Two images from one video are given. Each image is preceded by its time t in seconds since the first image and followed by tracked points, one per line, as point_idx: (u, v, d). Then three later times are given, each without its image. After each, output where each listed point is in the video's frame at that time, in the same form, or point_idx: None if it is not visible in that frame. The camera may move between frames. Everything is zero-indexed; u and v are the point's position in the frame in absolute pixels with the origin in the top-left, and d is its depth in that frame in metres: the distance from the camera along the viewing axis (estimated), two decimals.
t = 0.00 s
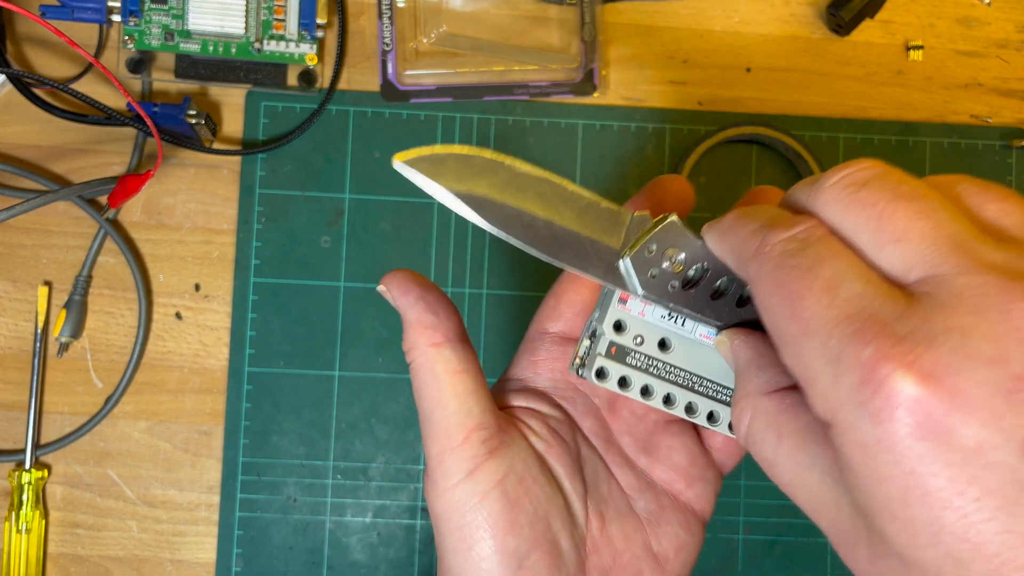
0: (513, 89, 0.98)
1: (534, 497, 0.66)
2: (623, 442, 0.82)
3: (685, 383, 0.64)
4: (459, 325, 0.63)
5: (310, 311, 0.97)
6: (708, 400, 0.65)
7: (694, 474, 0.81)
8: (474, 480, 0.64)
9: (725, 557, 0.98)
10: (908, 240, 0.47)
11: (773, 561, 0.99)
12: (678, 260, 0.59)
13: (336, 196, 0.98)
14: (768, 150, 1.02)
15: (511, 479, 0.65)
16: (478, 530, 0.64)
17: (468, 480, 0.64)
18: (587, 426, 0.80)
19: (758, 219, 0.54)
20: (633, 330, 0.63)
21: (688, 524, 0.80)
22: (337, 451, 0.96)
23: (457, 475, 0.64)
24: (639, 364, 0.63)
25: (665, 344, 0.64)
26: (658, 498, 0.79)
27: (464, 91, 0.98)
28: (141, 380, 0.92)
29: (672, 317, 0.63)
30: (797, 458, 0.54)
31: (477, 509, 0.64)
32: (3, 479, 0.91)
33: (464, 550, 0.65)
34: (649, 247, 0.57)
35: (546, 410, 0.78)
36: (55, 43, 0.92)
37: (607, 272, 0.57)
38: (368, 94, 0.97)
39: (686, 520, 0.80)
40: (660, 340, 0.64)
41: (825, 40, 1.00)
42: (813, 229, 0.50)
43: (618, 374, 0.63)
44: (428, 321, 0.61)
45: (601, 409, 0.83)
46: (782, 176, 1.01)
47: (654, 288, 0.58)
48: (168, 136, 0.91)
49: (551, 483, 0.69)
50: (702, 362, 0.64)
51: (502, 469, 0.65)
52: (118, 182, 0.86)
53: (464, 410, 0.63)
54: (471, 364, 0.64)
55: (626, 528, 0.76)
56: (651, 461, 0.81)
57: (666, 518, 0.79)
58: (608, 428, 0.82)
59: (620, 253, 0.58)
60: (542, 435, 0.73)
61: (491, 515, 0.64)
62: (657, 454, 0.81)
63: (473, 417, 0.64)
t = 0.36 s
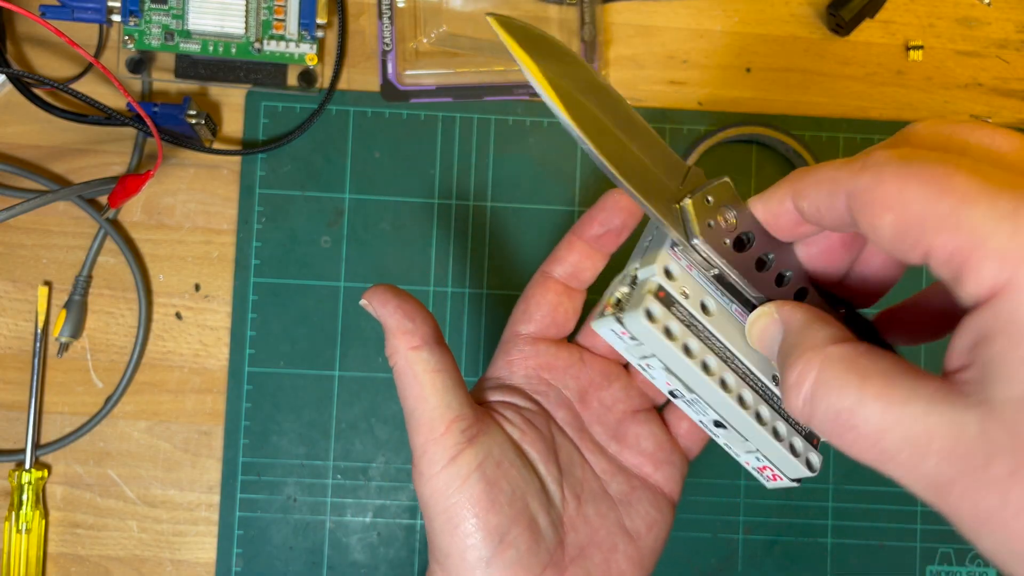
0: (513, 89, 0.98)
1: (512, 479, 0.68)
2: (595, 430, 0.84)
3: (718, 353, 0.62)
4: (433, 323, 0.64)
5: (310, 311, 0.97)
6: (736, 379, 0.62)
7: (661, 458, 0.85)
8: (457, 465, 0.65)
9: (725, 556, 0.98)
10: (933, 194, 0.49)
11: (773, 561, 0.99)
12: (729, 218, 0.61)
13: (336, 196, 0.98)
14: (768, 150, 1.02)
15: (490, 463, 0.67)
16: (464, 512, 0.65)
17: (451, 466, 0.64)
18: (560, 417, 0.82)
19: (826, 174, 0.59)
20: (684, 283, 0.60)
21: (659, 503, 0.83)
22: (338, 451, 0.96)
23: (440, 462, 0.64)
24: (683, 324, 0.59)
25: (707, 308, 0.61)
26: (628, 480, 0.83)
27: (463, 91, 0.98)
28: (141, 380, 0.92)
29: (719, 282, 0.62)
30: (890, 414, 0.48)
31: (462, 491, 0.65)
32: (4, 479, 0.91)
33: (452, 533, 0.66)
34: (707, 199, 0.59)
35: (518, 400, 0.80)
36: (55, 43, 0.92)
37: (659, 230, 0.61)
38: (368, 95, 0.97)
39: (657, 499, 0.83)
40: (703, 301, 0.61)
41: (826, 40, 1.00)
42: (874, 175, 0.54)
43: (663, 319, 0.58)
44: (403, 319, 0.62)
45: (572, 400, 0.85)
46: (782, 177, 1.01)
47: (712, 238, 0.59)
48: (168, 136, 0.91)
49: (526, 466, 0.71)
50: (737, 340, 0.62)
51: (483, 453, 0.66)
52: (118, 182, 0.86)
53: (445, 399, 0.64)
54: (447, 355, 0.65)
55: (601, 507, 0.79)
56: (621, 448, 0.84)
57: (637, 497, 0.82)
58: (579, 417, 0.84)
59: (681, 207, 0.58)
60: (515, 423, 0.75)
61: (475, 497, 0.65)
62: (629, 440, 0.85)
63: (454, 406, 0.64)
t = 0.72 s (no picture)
0: (513, 89, 0.98)
1: (543, 476, 0.68)
2: (629, 430, 0.84)
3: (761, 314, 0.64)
4: (472, 315, 0.63)
5: (310, 311, 0.97)
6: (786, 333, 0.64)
7: (697, 464, 0.85)
8: (486, 460, 0.65)
9: (725, 556, 0.98)
10: (962, 159, 0.55)
11: (773, 560, 0.99)
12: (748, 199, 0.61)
13: (336, 196, 0.98)
14: (768, 150, 1.02)
15: (521, 461, 0.67)
16: (491, 509, 0.66)
17: (481, 461, 0.65)
18: (595, 414, 0.82)
19: (846, 154, 0.65)
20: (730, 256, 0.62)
21: (691, 508, 0.83)
22: (338, 451, 0.96)
23: (472, 456, 0.65)
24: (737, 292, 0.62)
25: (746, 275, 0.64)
26: (662, 482, 0.83)
27: (463, 91, 0.98)
28: (141, 380, 0.93)
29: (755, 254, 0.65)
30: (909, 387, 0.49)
31: (491, 488, 0.66)
32: (4, 479, 0.91)
33: (479, 529, 0.67)
34: (724, 178, 0.59)
35: (551, 394, 0.80)
36: (54, 43, 0.93)
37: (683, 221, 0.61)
38: (368, 95, 0.97)
39: (688, 503, 0.83)
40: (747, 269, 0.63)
41: (826, 40, 1.00)
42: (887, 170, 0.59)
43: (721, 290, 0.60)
44: (442, 311, 0.61)
45: (606, 397, 0.85)
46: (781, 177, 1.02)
47: (732, 217, 0.60)
48: (168, 136, 0.91)
49: (558, 462, 0.71)
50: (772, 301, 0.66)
51: (514, 449, 0.67)
52: (118, 182, 0.86)
53: (479, 392, 0.64)
54: (485, 349, 0.64)
55: (631, 509, 0.79)
56: (656, 451, 0.84)
57: (671, 501, 0.82)
58: (614, 415, 0.84)
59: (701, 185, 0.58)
60: (549, 419, 0.75)
61: (503, 495, 0.66)
62: (665, 441, 0.85)
63: (486, 400, 0.65)
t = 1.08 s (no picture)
0: (513, 89, 0.98)
1: (568, 450, 0.72)
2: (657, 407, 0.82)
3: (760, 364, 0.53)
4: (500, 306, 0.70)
5: (310, 311, 0.97)
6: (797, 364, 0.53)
7: (717, 440, 0.82)
8: (515, 436, 0.70)
9: (725, 557, 0.98)
10: (895, 322, 0.35)
11: (772, 561, 0.99)
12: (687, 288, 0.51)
13: (336, 196, 0.98)
14: (768, 150, 1.02)
15: (546, 435, 0.71)
16: (520, 482, 0.70)
17: (509, 438, 0.70)
18: (623, 394, 0.82)
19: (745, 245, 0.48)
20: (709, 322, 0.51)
21: (712, 485, 0.80)
22: (338, 451, 0.96)
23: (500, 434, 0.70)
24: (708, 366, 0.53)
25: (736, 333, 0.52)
26: (684, 459, 0.80)
27: (463, 91, 0.98)
28: (141, 380, 0.93)
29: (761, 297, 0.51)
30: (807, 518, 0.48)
31: (520, 462, 0.70)
32: (4, 479, 0.92)
33: (511, 499, 0.71)
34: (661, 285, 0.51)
35: (580, 375, 0.82)
36: (54, 43, 0.93)
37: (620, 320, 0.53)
38: (367, 95, 0.97)
39: (710, 482, 0.81)
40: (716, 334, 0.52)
41: (825, 40, 1.00)
42: (796, 299, 0.39)
43: (674, 379, 0.53)
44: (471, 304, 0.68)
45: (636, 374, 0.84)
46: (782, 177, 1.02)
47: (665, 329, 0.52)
48: (168, 136, 0.91)
49: (582, 437, 0.74)
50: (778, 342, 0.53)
51: (539, 425, 0.71)
52: (118, 182, 0.86)
53: (506, 375, 0.70)
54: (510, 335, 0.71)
55: (653, 485, 0.77)
56: (678, 427, 0.82)
57: (690, 477, 0.80)
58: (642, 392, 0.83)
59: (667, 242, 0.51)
60: (573, 398, 0.77)
61: (531, 468, 0.70)
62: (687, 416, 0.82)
63: (511, 382, 0.70)
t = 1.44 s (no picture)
0: (513, 89, 0.98)
1: (546, 461, 0.72)
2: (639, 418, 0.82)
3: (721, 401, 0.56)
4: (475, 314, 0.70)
5: (310, 311, 0.97)
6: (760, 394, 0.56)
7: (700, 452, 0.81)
8: (492, 447, 0.70)
9: (725, 557, 0.98)
10: (863, 345, 0.38)
11: (773, 560, 0.99)
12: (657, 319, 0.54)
13: (336, 196, 0.98)
14: (768, 150, 1.02)
15: (523, 446, 0.71)
16: (497, 493, 0.70)
17: (487, 448, 0.70)
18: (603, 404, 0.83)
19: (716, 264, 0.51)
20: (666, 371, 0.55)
21: (695, 494, 0.80)
22: (338, 451, 0.96)
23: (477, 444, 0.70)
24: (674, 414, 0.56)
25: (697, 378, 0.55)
26: (665, 470, 0.80)
27: (463, 91, 0.98)
28: (141, 380, 0.92)
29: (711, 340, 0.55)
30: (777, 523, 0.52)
31: (497, 473, 0.70)
32: (4, 479, 0.91)
33: (489, 511, 0.71)
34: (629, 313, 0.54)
35: (558, 386, 0.82)
36: (54, 43, 0.92)
37: (590, 349, 0.55)
38: (367, 95, 0.97)
39: (693, 492, 0.80)
40: (687, 380, 0.55)
41: (826, 39, 1.00)
42: (771, 320, 0.43)
43: (651, 427, 0.55)
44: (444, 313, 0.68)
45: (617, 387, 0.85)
46: (782, 177, 1.02)
47: (638, 357, 0.55)
48: (168, 136, 0.91)
49: (561, 446, 0.74)
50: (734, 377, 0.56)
51: (517, 435, 0.71)
52: (118, 182, 0.86)
53: (482, 385, 0.70)
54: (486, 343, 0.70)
55: (635, 495, 0.77)
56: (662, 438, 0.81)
57: (673, 485, 0.79)
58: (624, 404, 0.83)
59: (634, 276, 0.54)
60: (552, 409, 0.78)
61: (508, 480, 0.70)
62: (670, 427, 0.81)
63: (488, 393, 0.70)
